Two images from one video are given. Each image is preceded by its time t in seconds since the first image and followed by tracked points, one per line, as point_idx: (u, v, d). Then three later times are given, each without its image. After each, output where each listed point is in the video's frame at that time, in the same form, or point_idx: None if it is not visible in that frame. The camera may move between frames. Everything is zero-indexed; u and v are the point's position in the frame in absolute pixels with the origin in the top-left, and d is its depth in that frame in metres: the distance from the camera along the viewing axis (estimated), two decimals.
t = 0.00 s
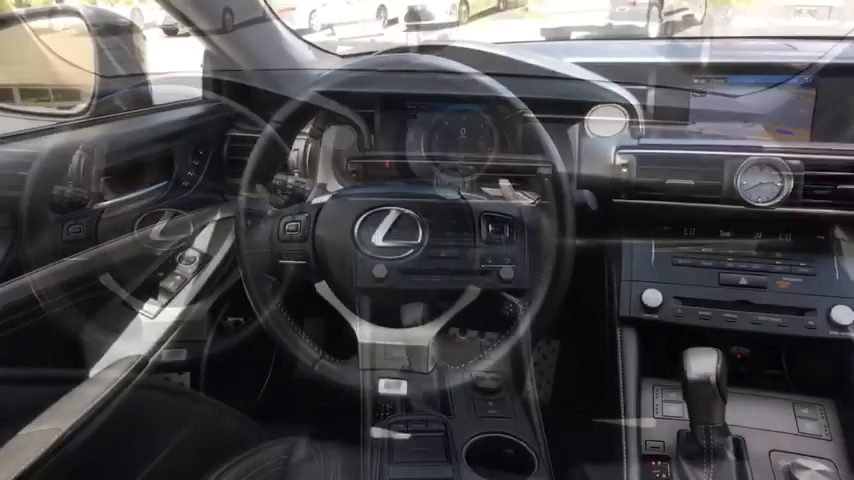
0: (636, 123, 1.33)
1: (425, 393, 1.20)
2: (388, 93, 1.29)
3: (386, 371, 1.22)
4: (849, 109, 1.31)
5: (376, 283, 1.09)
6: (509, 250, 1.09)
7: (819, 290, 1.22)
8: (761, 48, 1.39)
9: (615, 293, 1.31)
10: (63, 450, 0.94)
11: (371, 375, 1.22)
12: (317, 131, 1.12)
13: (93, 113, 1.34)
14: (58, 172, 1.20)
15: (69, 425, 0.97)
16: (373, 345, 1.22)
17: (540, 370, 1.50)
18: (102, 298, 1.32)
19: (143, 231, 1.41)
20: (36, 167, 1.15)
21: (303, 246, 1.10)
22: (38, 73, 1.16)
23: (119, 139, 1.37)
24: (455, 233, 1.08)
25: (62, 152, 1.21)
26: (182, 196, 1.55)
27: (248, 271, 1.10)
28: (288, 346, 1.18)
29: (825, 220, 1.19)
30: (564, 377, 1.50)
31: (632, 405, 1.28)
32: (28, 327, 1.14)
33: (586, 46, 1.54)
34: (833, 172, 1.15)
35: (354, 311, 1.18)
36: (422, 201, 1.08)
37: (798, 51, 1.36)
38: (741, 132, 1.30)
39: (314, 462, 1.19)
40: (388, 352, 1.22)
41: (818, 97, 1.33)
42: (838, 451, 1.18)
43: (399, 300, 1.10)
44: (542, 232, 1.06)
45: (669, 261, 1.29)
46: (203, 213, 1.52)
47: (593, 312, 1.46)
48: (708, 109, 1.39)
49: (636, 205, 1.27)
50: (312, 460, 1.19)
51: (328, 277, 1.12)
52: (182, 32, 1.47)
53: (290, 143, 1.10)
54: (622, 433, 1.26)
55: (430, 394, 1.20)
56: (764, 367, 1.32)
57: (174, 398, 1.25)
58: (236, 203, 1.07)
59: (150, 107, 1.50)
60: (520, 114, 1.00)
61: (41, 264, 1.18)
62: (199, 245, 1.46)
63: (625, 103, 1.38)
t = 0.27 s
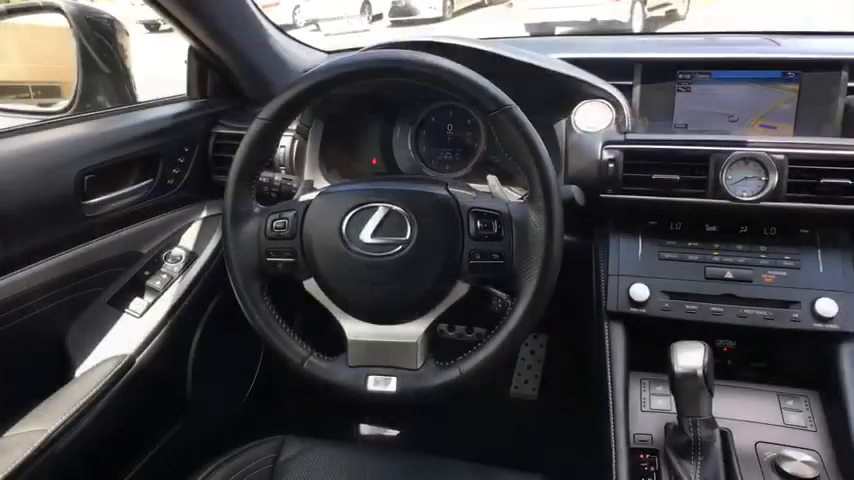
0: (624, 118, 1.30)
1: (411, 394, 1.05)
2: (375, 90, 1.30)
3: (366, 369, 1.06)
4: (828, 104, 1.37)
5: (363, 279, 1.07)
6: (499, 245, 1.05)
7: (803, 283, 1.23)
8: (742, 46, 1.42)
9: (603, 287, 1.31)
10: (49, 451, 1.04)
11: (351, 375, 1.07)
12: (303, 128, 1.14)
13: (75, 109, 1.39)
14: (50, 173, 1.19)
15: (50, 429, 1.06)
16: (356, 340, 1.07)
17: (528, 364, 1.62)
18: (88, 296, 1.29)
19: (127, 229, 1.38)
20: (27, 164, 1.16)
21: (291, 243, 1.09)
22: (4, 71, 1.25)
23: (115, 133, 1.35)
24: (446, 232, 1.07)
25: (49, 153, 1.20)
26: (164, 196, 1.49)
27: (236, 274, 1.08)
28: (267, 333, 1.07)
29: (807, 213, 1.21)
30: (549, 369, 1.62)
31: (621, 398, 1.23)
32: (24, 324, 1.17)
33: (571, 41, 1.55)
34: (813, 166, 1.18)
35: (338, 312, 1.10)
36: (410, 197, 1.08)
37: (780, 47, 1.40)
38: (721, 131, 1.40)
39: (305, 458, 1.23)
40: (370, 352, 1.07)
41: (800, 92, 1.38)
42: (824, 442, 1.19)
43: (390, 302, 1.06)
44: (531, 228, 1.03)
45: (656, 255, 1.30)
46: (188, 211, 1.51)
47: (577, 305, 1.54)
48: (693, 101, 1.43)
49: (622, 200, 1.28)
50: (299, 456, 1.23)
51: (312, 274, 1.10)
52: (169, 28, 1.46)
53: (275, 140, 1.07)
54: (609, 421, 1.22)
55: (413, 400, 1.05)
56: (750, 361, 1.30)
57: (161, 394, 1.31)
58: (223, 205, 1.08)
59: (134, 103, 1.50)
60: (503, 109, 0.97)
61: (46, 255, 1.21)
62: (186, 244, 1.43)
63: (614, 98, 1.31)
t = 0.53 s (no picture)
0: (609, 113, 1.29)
1: (399, 392, 1.04)
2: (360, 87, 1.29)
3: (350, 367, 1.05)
4: (810, 99, 1.39)
5: (348, 277, 1.06)
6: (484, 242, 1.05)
7: (787, 276, 1.24)
8: (725, 41, 1.43)
9: (589, 282, 1.31)
10: (32, 455, 1.05)
11: (338, 373, 1.06)
12: (287, 126, 1.20)
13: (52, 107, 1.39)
14: (28, 171, 1.18)
15: (33, 432, 1.06)
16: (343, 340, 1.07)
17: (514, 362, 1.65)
18: (70, 298, 1.29)
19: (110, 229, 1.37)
20: (7, 163, 1.14)
21: (276, 242, 1.08)
22: None
23: (98, 132, 1.33)
24: (433, 230, 1.06)
25: (30, 151, 1.19)
26: (145, 196, 1.45)
27: (221, 275, 1.08)
28: (255, 333, 1.06)
29: (791, 206, 1.22)
30: (536, 365, 1.65)
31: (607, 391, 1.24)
32: (7, 326, 1.17)
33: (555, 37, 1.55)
34: (797, 159, 1.19)
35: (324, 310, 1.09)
36: (395, 194, 1.07)
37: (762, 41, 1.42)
38: (705, 127, 1.42)
39: (292, 458, 1.22)
40: (357, 350, 1.07)
41: (783, 87, 1.39)
42: (808, 433, 1.19)
43: (376, 300, 1.06)
44: (517, 225, 1.03)
45: (641, 250, 1.30)
46: (171, 211, 1.50)
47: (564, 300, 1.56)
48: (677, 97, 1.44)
49: (607, 196, 1.28)
50: (286, 455, 1.22)
51: (296, 272, 1.09)
52: (150, 25, 1.45)
53: (259, 138, 1.06)
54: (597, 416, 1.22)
55: (401, 398, 1.05)
56: (736, 353, 1.30)
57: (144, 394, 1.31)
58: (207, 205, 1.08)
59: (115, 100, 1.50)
60: (489, 105, 0.97)
61: (31, 255, 1.21)
62: (169, 244, 1.42)
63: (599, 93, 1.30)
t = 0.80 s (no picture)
0: (594, 107, 1.30)
1: (387, 388, 1.05)
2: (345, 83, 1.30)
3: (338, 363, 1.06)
4: (790, 92, 1.41)
5: (336, 273, 1.06)
6: (471, 237, 1.06)
7: (770, 268, 1.26)
8: (707, 36, 1.44)
9: (575, 276, 1.32)
10: (14, 458, 1.05)
11: (325, 370, 1.06)
12: (273, 121, 1.22)
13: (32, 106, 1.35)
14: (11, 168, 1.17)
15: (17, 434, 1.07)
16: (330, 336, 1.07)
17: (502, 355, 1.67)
18: (51, 299, 1.28)
19: (92, 229, 1.37)
20: None
21: (262, 239, 1.08)
22: None
23: (79, 129, 1.32)
24: (420, 226, 1.06)
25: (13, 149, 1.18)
26: (132, 192, 1.45)
27: (207, 274, 1.08)
28: (241, 331, 1.06)
29: (772, 199, 1.24)
30: (524, 359, 1.67)
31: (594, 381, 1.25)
32: None
33: (540, 31, 1.55)
34: (778, 151, 1.21)
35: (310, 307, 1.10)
36: (382, 189, 1.07)
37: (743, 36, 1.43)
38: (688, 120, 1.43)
39: (279, 455, 1.22)
40: (345, 346, 1.07)
41: (764, 81, 1.41)
42: (791, 422, 1.21)
43: (363, 296, 1.06)
44: (503, 219, 1.03)
45: (627, 243, 1.31)
46: (156, 208, 1.50)
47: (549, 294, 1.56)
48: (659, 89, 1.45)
49: (592, 190, 1.30)
50: (274, 453, 1.22)
51: (283, 269, 1.09)
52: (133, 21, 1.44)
53: (244, 135, 1.06)
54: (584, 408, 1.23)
55: (389, 393, 1.05)
56: (720, 344, 1.32)
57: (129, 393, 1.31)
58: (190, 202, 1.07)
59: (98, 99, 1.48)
60: (473, 99, 0.97)
61: (10, 256, 1.20)
62: (154, 242, 1.42)
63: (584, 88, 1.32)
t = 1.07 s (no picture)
0: (576, 104, 1.32)
1: (373, 385, 1.06)
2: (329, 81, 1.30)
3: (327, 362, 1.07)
4: (770, 87, 1.42)
5: (320, 272, 1.06)
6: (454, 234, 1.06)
7: (750, 261, 1.27)
8: (688, 33, 1.46)
9: (559, 272, 1.33)
10: None
11: (311, 368, 1.07)
12: (256, 120, 1.20)
13: (10, 105, 1.32)
14: None
15: None
16: (317, 334, 1.08)
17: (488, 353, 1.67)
18: (32, 302, 1.28)
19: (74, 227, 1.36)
20: None
21: (247, 238, 1.08)
22: None
23: (59, 129, 1.31)
24: (404, 223, 1.06)
25: None
26: (114, 192, 1.44)
27: (190, 273, 1.08)
28: (225, 330, 1.07)
29: (751, 195, 1.26)
30: (510, 354, 1.68)
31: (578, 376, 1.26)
32: None
33: (523, 29, 1.56)
34: (757, 147, 1.23)
35: (296, 305, 1.10)
36: (366, 187, 1.07)
37: (723, 33, 1.45)
38: (669, 116, 1.45)
39: (265, 455, 1.22)
40: (331, 344, 1.08)
41: (743, 76, 1.42)
42: (771, 414, 1.23)
43: (348, 293, 1.06)
44: (487, 216, 1.04)
45: (610, 238, 1.32)
46: (139, 208, 1.49)
47: (534, 290, 1.57)
48: (640, 85, 1.46)
49: (575, 186, 1.31)
50: (262, 452, 1.23)
51: (267, 268, 1.09)
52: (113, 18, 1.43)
53: (226, 134, 1.06)
54: (568, 403, 1.24)
55: (375, 390, 1.06)
56: (702, 337, 1.33)
57: (115, 394, 1.31)
58: (174, 201, 1.07)
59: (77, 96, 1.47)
60: (456, 97, 0.98)
61: None
62: (137, 242, 1.41)
63: (566, 84, 1.33)
